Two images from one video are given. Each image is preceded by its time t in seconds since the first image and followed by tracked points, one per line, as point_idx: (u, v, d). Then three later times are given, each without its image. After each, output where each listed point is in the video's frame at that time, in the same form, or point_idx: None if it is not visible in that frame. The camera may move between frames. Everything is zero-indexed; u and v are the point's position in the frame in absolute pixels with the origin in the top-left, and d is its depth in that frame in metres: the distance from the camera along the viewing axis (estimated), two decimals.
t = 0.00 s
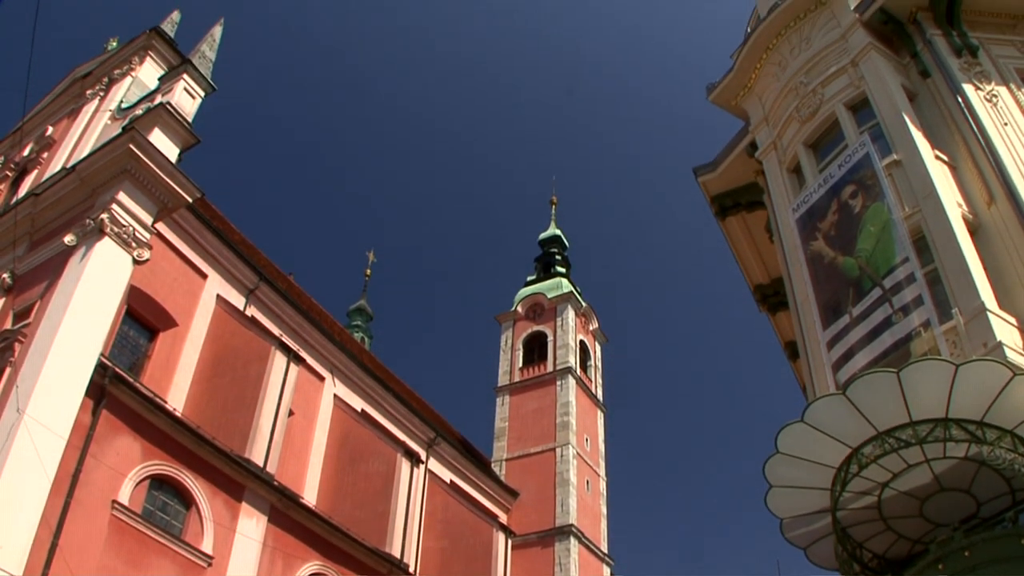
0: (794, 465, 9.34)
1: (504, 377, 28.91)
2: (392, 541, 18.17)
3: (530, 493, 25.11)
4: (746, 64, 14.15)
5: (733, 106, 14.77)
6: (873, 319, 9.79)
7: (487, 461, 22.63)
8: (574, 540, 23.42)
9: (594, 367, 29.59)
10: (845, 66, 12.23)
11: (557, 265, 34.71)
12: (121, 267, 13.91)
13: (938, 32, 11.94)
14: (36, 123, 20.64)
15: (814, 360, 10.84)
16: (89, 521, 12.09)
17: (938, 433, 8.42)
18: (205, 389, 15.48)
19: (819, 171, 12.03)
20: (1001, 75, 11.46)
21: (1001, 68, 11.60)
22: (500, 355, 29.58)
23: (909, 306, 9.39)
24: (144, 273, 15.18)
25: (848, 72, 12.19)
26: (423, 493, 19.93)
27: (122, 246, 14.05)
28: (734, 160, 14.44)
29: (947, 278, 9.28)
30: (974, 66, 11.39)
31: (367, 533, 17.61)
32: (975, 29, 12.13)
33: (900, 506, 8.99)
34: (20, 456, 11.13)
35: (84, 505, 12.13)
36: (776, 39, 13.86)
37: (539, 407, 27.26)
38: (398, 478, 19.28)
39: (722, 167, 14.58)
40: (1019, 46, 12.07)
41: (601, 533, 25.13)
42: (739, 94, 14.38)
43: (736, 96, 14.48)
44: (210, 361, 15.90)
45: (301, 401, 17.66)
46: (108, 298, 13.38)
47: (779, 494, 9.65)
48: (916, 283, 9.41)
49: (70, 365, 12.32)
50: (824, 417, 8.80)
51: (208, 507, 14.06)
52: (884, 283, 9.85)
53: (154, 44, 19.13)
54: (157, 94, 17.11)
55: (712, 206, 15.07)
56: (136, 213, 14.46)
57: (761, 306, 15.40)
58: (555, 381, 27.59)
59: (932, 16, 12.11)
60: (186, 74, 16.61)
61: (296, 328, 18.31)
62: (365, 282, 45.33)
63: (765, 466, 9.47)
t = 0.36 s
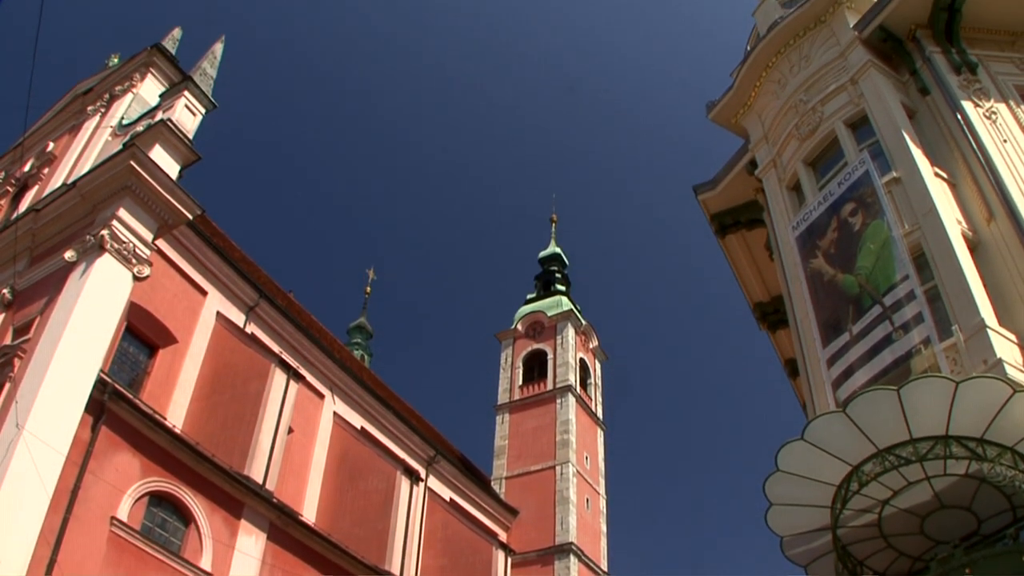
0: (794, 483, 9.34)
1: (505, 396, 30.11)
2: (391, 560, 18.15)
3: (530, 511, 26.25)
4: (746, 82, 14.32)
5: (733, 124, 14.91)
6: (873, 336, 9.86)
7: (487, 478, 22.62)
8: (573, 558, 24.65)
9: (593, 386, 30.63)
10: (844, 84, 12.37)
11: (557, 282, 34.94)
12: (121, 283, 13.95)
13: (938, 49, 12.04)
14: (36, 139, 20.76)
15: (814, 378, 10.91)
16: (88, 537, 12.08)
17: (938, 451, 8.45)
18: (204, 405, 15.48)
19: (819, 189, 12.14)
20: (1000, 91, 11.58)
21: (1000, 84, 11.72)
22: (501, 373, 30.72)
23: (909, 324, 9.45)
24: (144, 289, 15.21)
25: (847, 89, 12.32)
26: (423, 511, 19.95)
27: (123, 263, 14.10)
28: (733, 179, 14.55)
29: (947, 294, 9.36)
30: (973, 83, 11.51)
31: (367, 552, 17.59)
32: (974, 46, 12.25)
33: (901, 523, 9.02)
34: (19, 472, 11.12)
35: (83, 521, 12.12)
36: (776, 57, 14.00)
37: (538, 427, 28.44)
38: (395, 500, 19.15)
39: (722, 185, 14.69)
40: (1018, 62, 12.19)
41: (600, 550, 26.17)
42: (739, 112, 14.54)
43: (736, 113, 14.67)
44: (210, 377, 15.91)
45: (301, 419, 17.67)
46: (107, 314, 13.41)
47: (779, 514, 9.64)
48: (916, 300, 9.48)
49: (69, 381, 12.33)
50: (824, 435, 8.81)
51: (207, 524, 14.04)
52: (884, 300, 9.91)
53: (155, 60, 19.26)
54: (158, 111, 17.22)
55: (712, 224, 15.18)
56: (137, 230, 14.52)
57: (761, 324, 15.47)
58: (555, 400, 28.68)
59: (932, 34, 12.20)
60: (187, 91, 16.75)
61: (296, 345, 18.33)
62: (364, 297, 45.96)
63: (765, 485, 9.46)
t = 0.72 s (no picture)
0: (794, 501, 9.35)
1: (505, 413, 30.20)
2: None
3: (530, 529, 26.21)
4: (745, 99, 14.46)
5: (733, 141, 15.04)
6: (873, 353, 9.92)
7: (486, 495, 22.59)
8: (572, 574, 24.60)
9: (593, 403, 30.69)
10: (843, 102, 12.50)
11: (556, 300, 35.04)
12: (120, 299, 14.00)
13: (937, 66, 12.15)
14: (37, 154, 20.86)
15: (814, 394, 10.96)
16: (86, 553, 12.06)
17: (939, 467, 8.47)
18: (203, 420, 15.50)
19: (818, 206, 12.25)
20: (999, 108, 11.69)
21: (999, 101, 11.83)
22: (501, 390, 30.78)
23: (909, 340, 9.51)
24: (144, 306, 15.24)
25: (846, 106, 12.45)
26: (423, 529, 19.92)
27: (122, 279, 14.15)
28: (733, 197, 14.65)
29: (947, 311, 9.43)
30: (972, 100, 11.62)
31: (366, 569, 17.55)
32: (974, 63, 12.37)
33: (902, 540, 9.04)
34: (17, 486, 11.10)
35: (82, 537, 12.11)
36: (775, 75, 14.14)
37: (538, 443, 28.49)
38: (395, 516, 19.14)
39: (722, 203, 14.78)
40: (1017, 78, 12.31)
41: (599, 568, 26.15)
42: (739, 129, 14.68)
43: (736, 131, 14.80)
44: (209, 393, 15.92)
45: (300, 435, 17.68)
46: (106, 330, 13.43)
47: (779, 532, 9.64)
48: (915, 317, 9.55)
49: (68, 397, 12.34)
50: (824, 453, 8.83)
51: (206, 541, 14.00)
52: (884, 318, 9.97)
53: (156, 77, 19.40)
54: (159, 127, 17.33)
55: (712, 241, 15.26)
56: (137, 246, 14.59)
57: (761, 341, 15.52)
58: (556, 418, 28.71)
59: (932, 51, 12.30)
60: (188, 107, 16.88)
61: (297, 363, 18.33)
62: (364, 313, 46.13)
63: (765, 503, 9.47)
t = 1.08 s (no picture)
0: (794, 517, 9.36)
1: (505, 430, 30.27)
2: None
3: (531, 547, 26.13)
4: (745, 117, 14.60)
5: (732, 158, 15.17)
6: (873, 370, 9.99)
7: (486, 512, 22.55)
8: None
9: (592, 420, 30.72)
10: (843, 118, 12.62)
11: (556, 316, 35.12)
12: (119, 314, 14.04)
13: (936, 83, 12.28)
14: (37, 169, 20.97)
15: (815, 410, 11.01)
16: (85, 568, 12.05)
17: (940, 483, 8.48)
18: (203, 436, 15.53)
19: (817, 223, 12.36)
20: (998, 124, 11.81)
21: (999, 117, 11.95)
22: (500, 407, 30.83)
23: (909, 357, 9.58)
24: (144, 321, 15.28)
25: (846, 123, 12.58)
26: (422, 546, 19.88)
27: (122, 294, 14.20)
28: (733, 215, 14.76)
29: (947, 326, 9.49)
30: (971, 116, 11.74)
31: None
32: (973, 78, 12.51)
33: (902, 556, 9.06)
34: (16, 501, 11.09)
35: (81, 552, 12.10)
36: (774, 92, 14.28)
37: (538, 460, 28.50)
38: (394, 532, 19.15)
39: (721, 221, 14.88)
40: (1015, 94, 12.45)
41: None
42: (739, 146, 14.82)
43: (736, 147, 14.94)
44: (208, 409, 15.94)
45: (300, 452, 17.71)
46: (106, 346, 13.46)
47: (779, 548, 9.65)
48: (915, 334, 9.61)
49: (67, 412, 12.34)
50: (824, 469, 8.85)
51: (205, 557, 13.99)
52: (884, 334, 10.04)
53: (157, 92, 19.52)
54: (160, 142, 17.43)
55: (712, 258, 15.36)
56: (137, 262, 14.65)
57: (762, 358, 15.59)
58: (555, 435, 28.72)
59: (931, 67, 12.43)
60: (188, 123, 16.99)
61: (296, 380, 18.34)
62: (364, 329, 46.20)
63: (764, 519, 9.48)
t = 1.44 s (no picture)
0: (794, 532, 9.40)
1: (505, 444, 30.28)
2: None
3: (530, 561, 26.08)
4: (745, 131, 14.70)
5: (732, 172, 15.26)
6: (873, 385, 10.03)
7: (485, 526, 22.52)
8: None
9: (592, 435, 30.74)
10: (843, 133, 12.72)
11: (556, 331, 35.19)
12: (119, 327, 14.07)
13: (936, 97, 12.38)
14: (38, 182, 21.06)
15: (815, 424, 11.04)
16: None
17: (940, 498, 8.51)
18: (203, 449, 15.53)
19: (817, 237, 12.44)
20: (998, 138, 11.91)
21: (998, 131, 12.06)
22: (500, 422, 30.84)
23: (909, 371, 9.62)
24: (144, 335, 15.31)
25: (845, 138, 12.67)
26: (421, 560, 19.85)
27: (122, 307, 14.23)
28: (732, 229, 14.84)
29: (947, 341, 9.54)
30: (970, 130, 11.83)
31: None
32: (973, 93, 12.62)
33: (903, 571, 9.09)
34: (14, 513, 11.09)
35: (79, 564, 12.08)
36: (774, 107, 14.39)
37: (538, 475, 28.48)
38: (394, 545, 19.13)
39: (721, 235, 14.96)
40: (1014, 108, 12.56)
41: None
42: (739, 160, 14.93)
43: (736, 162, 15.04)
44: (208, 422, 15.94)
45: (300, 466, 17.69)
46: (105, 359, 13.48)
47: (780, 562, 9.68)
48: (915, 348, 9.66)
49: (66, 425, 12.34)
50: (824, 484, 8.89)
51: (204, 570, 13.97)
52: (884, 349, 10.09)
53: (158, 106, 19.63)
54: (160, 155, 17.53)
55: (712, 273, 15.43)
56: (137, 275, 14.69)
57: (762, 372, 15.64)
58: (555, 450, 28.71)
59: (931, 81, 12.54)
60: (189, 136, 17.09)
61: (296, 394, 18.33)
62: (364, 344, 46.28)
63: (765, 534, 9.52)
